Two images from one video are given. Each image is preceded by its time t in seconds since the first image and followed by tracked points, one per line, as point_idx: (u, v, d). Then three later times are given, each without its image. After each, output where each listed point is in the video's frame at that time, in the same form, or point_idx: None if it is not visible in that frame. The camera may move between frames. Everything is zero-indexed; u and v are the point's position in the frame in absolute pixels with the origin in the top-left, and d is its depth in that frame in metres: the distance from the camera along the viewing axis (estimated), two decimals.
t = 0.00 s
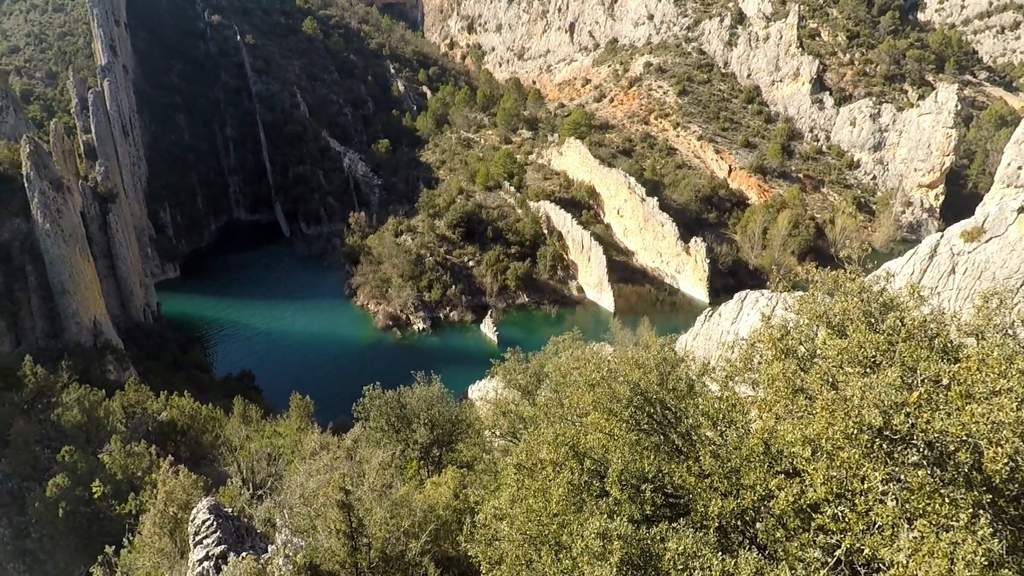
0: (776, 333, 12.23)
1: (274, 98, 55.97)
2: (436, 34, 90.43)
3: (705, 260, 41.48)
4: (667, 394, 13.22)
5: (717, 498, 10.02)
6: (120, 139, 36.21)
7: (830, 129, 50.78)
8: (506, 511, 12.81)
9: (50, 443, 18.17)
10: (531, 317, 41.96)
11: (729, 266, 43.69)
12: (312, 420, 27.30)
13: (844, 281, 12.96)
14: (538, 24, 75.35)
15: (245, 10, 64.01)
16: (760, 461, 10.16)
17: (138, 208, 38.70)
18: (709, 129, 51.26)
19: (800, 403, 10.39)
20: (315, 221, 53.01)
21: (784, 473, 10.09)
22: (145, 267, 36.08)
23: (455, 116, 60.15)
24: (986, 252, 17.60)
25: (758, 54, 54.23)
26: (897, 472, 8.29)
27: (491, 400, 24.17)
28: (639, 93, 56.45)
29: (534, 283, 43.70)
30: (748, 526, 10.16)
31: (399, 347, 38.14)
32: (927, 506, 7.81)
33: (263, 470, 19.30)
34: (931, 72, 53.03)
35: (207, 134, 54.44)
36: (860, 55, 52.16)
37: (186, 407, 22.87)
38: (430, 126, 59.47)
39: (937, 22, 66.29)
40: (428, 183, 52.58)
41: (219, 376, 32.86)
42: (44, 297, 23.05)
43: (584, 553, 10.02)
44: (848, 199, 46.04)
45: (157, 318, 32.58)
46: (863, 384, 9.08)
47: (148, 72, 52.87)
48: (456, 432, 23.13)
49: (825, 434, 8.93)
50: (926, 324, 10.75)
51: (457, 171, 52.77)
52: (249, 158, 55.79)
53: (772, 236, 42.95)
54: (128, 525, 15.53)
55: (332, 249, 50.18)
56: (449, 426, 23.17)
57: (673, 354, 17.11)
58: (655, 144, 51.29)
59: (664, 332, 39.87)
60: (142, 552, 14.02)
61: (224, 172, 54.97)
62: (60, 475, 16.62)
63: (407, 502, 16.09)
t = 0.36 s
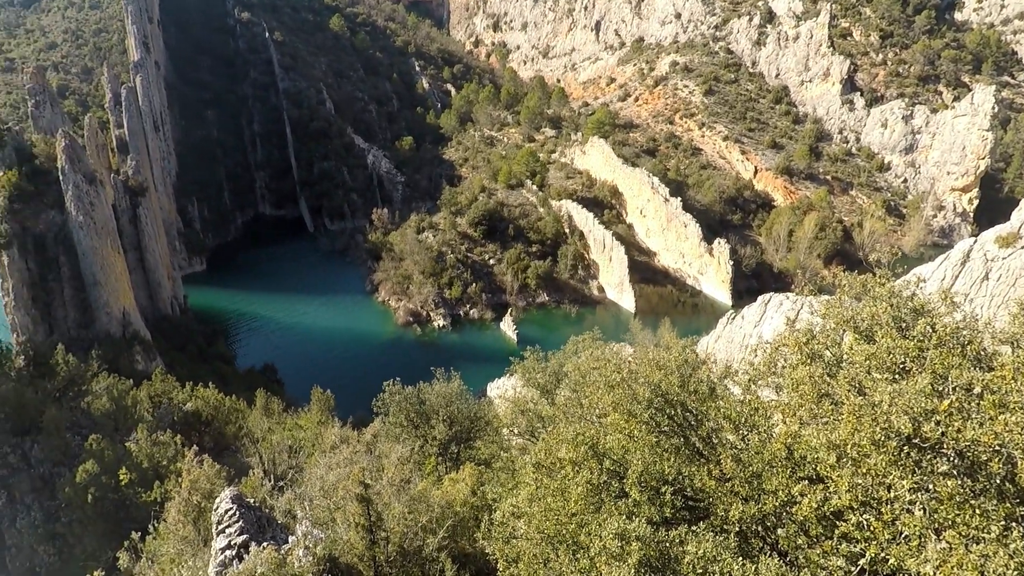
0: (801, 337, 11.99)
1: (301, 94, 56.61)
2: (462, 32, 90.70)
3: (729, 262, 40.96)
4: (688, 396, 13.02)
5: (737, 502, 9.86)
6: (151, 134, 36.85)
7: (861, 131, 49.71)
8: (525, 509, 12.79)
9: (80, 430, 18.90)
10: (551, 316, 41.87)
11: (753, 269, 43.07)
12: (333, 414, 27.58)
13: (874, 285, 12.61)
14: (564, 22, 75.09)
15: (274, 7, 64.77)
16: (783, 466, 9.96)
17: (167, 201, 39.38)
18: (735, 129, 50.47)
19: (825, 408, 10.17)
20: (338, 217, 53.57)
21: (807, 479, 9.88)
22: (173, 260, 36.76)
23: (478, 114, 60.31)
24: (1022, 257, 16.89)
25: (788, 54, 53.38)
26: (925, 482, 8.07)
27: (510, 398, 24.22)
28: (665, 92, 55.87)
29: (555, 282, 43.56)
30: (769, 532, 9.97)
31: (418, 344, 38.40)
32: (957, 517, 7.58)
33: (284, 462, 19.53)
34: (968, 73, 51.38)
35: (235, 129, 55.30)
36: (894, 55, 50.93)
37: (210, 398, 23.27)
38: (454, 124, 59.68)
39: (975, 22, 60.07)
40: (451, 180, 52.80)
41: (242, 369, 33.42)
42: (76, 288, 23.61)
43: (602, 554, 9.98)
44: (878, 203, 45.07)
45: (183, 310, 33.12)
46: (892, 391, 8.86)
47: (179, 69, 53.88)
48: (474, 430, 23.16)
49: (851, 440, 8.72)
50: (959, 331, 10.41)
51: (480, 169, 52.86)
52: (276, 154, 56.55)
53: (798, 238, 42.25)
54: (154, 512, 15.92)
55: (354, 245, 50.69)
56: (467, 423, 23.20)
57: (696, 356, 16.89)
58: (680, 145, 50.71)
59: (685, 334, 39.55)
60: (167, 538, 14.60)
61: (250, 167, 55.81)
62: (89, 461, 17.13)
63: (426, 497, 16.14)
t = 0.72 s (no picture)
0: (831, 343, 11.75)
1: (328, 92, 57.36)
2: (487, 30, 90.94)
3: (754, 265, 40.37)
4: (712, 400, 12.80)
5: (761, 509, 9.65)
6: (183, 130, 37.59)
7: (894, 131, 48.61)
8: (544, 509, 12.70)
9: (111, 415, 19.47)
10: (572, 316, 41.72)
11: (779, 272, 42.42)
12: (354, 408, 27.89)
13: (908, 291, 12.32)
14: (589, 20, 74.78)
15: (303, 6, 65.65)
16: (810, 474, 9.72)
17: (197, 196, 40.16)
18: (763, 129, 49.65)
19: (855, 417, 9.95)
20: (363, 214, 54.20)
21: (834, 488, 9.65)
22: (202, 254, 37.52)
23: (503, 113, 60.43)
24: None
25: (819, 52, 52.39)
26: (960, 496, 7.85)
27: (529, 397, 24.20)
28: (691, 91, 55.27)
29: (576, 282, 43.39)
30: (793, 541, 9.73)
31: (439, 341, 38.64)
32: (992, 534, 7.36)
33: (306, 454, 19.83)
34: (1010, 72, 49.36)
35: (264, 127, 56.25)
36: (930, 54, 49.42)
37: (236, 388, 23.71)
38: (478, 122, 59.91)
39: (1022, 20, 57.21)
40: (474, 179, 53.01)
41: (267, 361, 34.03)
42: (109, 278, 24.23)
43: (623, 557, 9.90)
44: (911, 206, 44.04)
45: (211, 303, 33.78)
46: (927, 401, 8.64)
47: (211, 67, 54.99)
48: (493, 428, 23.18)
49: (882, 451, 8.52)
50: (998, 341, 10.11)
51: (503, 168, 52.96)
52: (303, 151, 57.41)
53: (826, 242, 41.43)
54: (181, 498, 16.38)
55: (378, 242, 51.24)
56: (487, 421, 23.22)
57: (720, 359, 16.65)
58: (706, 145, 50.09)
59: (707, 337, 39.22)
60: (192, 524, 15.01)
61: (278, 164, 56.75)
62: (118, 447, 17.55)
63: (445, 494, 16.17)
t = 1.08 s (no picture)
0: (885, 353, 11.24)
1: (374, 91, 58.34)
2: (531, 28, 90.98)
3: (800, 270, 39.23)
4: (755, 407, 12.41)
5: (805, 522, 9.31)
6: (234, 127, 38.76)
7: (956, 134, 46.07)
8: (580, 510, 12.59)
9: (162, 399, 20.17)
10: (610, 318, 41.36)
11: (827, 279, 41.08)
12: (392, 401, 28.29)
13: (972, 302, 11.69)
14: (635, 19, 73.90)
15: (351, 5, 66.30)
16: (858, 489, 9.33)
17: (246, 191, 41.39)
18: (813, 131, 48.07)
19: (910, 431, 9.49)
20: (404, 211, 54.92)
21: (884, 505, 9.25)
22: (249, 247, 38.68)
23: (545, 112, 60.32)
24: None
25: (876, 51, 50.57)
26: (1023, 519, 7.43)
27: (565, 397, 24.04)
28: (738, 91, 54.02)
29: (616, 284, 42.76)
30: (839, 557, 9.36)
31: (476, 338, 38.89)
32: None
33: (345, 444, 20.26)
34: None
35: (311, 124, 57.64)
36: (999, 52, 46.67)
37: (279, 377, 24.72)
38: (520, 121, 59.95)
39: None
40: (515, 178, 53.07)
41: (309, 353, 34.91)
42: (163, 269, 25.28)
43: (660, 563, 9.75)
44: (972, 214, 41.90)
45: (257, 294, 34.79)
46: (989, 418, 8.21)
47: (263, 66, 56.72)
48: (528, 427, 23.14)
49: (939, 467, 8.14)
50: None
51: (544, 167, 52.85)
52: (348, 148, 58.59)
53: (878, 249, 39.78)
54: (225, 482, 17.60)
55: (418, 238, 51.90)
56: (522, 420, 23.23)
57: (764, 366, 16.16)
58: (753, 146, 48.80)
59: (749, 343, 38.53)
60: (236, 507, 15.84)
61: (324, 161, 58.09)
62: (169, 430, 18.53)
63: (479, 490, 16.21)
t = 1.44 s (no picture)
0: (956, 363, 10.35)
1: (424, 87, 59.08)
2: (583, 24, 90.44)
3: (858, 276, 37.64)
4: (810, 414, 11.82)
5: (860, 538, 8.91)
6: (290, 122, 39.95)
7: None
8: (623, 510, 12.43)
9: (218, 382, 21.42)
10: (655, 319, 40.75)
11: (887, 286, 39.23)
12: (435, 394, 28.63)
13: None
14: (690, 14, 72.42)
15: (405, 2, 67.21)
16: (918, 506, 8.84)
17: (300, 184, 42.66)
18: (877, 130, 45.96)
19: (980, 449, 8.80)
20: (451, 206, 55.44)
21: (947, 525, 8.69)
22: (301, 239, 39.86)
23: (595, 109, 59.82)
24: None
25: (950, 45, 48.05)
26: None
27: (608, 398, 23.74)
28: (797, 89, 52.22)
29: (662, 284, 42.22)
30: None
31: (518, 335, 38.99)
32: None
33: (389, 434, 20.64)
34: None
35: (363, 119, 58.90)
36: None
37: (327, 366, 25.27)
38: (569, 118, 59.59)
39: None
40: (562, 174, 52.82)
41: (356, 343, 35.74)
42: (221, 258, 26.34)
43: (704, 569, 9.55)
44: None
45: (308, 285, 35.83)
46: None
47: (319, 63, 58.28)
48: (570, 425, 22.98)
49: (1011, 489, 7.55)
50: None
51: (592, 165, 52.39)
52: (398, 143, 59.56)
53: (945, 255, 37.65)
54: (274, 465, 18.23)
55: (464, 234, 52.33)
56: (563, 418, 23.14)
57: (822, 372, 15.48)
58: (811, 146, 47.01)
59: (800, 350, 37.36)
60: (285, 489, 16.57)
61: (374, 155, 59.27)
62: (224, 413, 19.44)
63: (520, 485, 16.23)
